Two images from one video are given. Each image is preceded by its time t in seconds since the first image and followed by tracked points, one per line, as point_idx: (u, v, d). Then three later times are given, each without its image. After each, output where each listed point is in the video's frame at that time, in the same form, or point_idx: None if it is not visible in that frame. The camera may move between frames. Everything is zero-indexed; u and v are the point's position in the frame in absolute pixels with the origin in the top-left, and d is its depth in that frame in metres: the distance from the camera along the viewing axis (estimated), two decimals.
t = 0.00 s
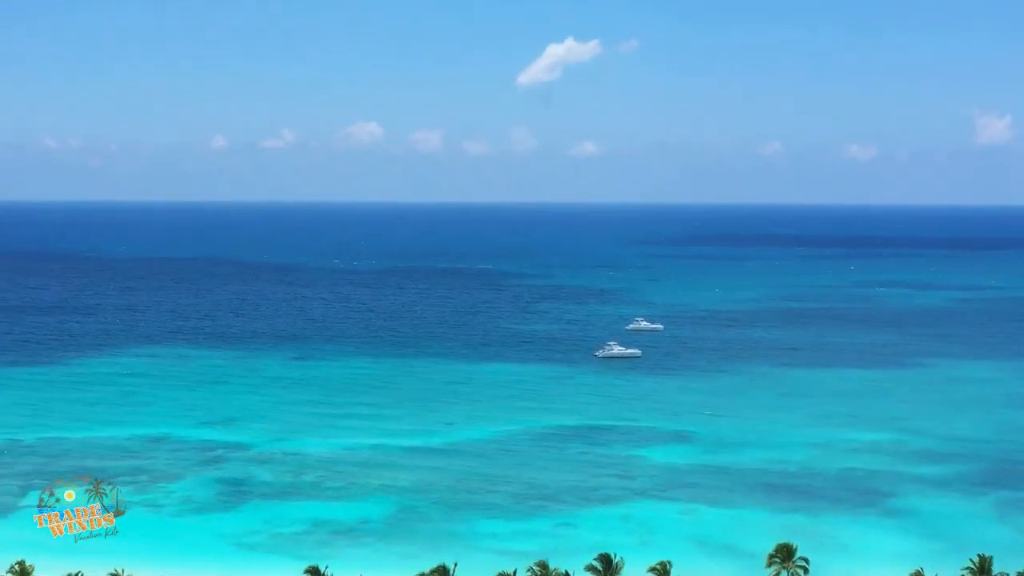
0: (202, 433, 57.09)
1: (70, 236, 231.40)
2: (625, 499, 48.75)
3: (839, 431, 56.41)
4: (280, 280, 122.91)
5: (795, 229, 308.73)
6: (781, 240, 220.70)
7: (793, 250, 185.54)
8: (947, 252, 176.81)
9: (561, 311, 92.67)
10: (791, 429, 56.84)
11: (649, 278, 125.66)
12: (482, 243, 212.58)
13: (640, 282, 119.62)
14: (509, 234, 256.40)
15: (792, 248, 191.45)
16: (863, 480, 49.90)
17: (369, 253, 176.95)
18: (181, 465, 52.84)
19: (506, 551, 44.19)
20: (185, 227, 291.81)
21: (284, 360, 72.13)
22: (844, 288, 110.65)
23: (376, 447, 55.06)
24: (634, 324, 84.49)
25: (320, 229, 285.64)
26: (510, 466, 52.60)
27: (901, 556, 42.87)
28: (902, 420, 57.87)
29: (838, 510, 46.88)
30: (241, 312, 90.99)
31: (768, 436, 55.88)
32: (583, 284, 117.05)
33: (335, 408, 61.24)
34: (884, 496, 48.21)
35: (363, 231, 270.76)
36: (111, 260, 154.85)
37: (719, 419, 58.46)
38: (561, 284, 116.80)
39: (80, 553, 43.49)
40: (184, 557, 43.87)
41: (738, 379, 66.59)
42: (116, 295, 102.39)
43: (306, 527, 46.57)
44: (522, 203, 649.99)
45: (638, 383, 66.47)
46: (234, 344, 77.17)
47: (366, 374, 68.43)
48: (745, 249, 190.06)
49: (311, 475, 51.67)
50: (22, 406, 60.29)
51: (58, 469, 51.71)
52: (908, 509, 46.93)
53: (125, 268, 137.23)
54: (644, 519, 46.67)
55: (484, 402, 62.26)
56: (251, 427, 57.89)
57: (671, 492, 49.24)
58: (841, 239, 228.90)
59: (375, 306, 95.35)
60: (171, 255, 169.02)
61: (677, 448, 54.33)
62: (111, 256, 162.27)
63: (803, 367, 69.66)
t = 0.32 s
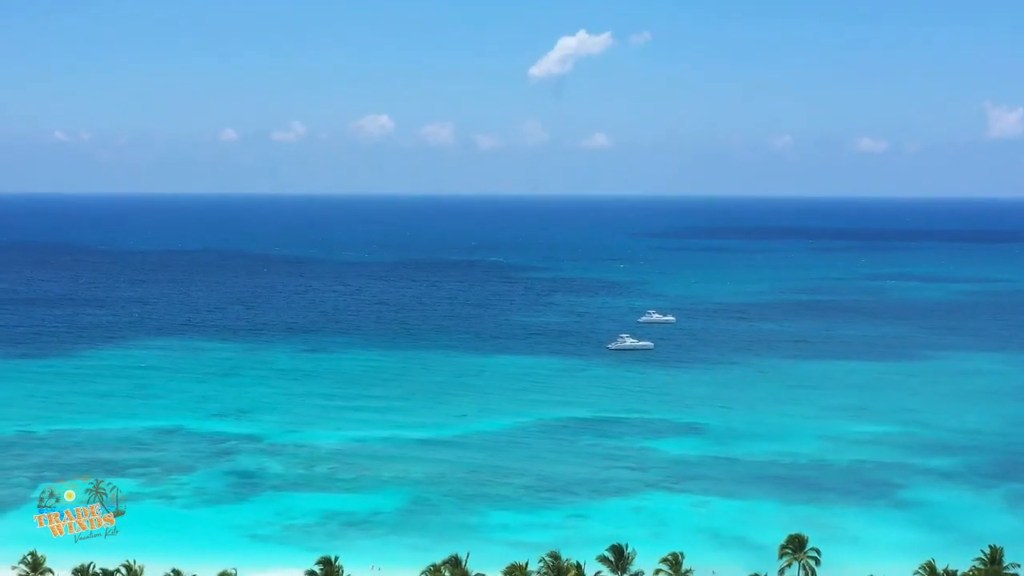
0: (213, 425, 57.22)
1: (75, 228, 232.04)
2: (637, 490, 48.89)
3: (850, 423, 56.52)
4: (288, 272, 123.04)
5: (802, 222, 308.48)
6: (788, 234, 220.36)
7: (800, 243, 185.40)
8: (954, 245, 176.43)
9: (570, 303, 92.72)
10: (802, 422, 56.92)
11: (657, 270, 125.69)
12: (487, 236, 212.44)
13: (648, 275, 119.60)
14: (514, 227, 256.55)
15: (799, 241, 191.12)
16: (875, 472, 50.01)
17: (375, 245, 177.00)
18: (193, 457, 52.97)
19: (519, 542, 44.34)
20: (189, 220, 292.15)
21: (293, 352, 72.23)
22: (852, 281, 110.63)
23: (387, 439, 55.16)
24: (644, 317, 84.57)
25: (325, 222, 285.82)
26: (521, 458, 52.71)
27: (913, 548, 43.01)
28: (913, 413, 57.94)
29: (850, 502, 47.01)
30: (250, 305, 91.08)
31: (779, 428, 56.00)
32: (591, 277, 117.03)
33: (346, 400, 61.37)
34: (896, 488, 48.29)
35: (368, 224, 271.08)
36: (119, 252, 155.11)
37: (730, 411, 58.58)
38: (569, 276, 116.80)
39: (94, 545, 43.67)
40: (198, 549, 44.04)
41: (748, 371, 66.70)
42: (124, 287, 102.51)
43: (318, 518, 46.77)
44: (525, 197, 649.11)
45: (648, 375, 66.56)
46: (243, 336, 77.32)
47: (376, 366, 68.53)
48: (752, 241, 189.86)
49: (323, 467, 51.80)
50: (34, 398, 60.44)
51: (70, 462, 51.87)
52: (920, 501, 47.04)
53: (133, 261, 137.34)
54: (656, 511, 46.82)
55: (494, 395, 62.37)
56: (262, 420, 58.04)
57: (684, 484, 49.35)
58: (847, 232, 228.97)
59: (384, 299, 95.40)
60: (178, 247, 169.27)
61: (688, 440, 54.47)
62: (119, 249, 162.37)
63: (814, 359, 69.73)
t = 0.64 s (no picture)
0: (225, 417, 57.35)
1: (84, 221, 232.42)
2: (648, 482, 48.99)
3: (860, 414, 56.64)
4: (296, 264, 123.06)
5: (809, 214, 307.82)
6: (795, 226, 220.29)
7: (807, 235, 185.26)
8: (962, 237, 176.22)
9: (579, 296, 92.83)
10: (813, 414, 57.01)
11: (666, 263, 125.73)
12: (494, 228, 212.51)
13: (657, 267, 119.71)
14: (521, 219, 256.50)
15: (806, 233, 191.03)
16: (885, 463, 50.12)
17: (384, 238, 177.13)
18: (205, 449, 53.12)
19: (530, 533, 44.48)
20: (199, 212, 292.31)
21: (304, 344, 72.34)
22: (861, 273, 110.61)
23: (399, 431, 55.29)
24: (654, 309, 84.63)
25: (334, 214, 285.58)
26: (532, 449, 52.85)
27: (925, 539, 43.14)
28: (923, 404, 58.02)
29: (861, 494, 47.10)
30: (260, 297, 91.22)
31: (790, 420, 56.05)
32: (600, 269, 117.14)
33: (357, 392, 61.44)
34: (906, 480, 48.41)
35: (375, 216, 271.12)
36: (128, 244, 155.21)
37: (741, 403, 58.67)
38: (578, 268, 116.86)
39: (107, 536, 43.84)
40: (211, 540, 44.22)
41: (758, 363, 66.79)
42: (134, 280, 102.72)
43: (330, 509, 46.90)
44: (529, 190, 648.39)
45: (658, 367, 66.68)
46: (253, 328, 77.39)
47: (386, 358, 68.61)
48: (760, 234, 189.70)
49: (336, 459, 51.93)
50: (46, 390, 60.63)
51: (82, 454, 51.99)
52: (931, 492, 47.12)
53: (142, 253, 137.62)
54: (667, 502, 46.96)
55: (505, 387, 62.47)
56: (273, 412, 58.15)
57: (695, 475, 49.45)
58: (855, 223, 228.56)
59: (393, 291, 95.49)
60: (186, 239, 169.55)
61: (699, 432, 54.57)
62: (128, 241, 162.70)
63: (823, 351, 69.78)
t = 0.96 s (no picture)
0: (236, 409, 57.45)
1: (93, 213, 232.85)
2: (660, 473, 49.10)
3: (871, 407, 56.72)
4: (303, 256, 123.02)
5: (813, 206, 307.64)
6: (802, 219, 219.99)
7: (815, 228, 185.26)
8: (971, 229, 176.04)
9: (588, 288, 92.88)
10: (823, 405, 57.12)
11: (674, 255, 125.76)
12: (501, 221, 212.47)
13: (665, 260, 119.71)
14: (528, 212, 256.51)
15: (814, 226, 191.04)
16: (897, 456, 50.19)
17: (391, 230, 177.46)
18: (217, 441, 53.23)
19: (542, 525, 44.61)
20: (207, 205, 292.45)
21: (314, 336, 72.42)
22: (871, 266, 110.59)
23: (411, 424, 55.37)
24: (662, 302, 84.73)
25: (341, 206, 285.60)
26: (544, 441, 52.96)
27: (937, 530, 43.24)
28: (934, 397, 58.06)
29: (872, 485, 47.20)
30: (269, 290, 91.30)
31: (800, 412, 56.17)
32: (609, 261, 117.22)
33: (367, 384, 61.52)
34: (917, 471, 48.50)
35: (383, 209, 270.88)
36: (135, 236, 155.38)
37: (752, 395, 58.76)
38: (586, 261, 116.91)
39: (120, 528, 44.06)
40: (224, 531, 44.36)
41: (767, 355, 66.86)
42: (143, 272, 102.90)
43: (342, 501, 47.02)
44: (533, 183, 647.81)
45: (668, 359, 66.79)
46: (262, 320, 77.54)
47: (397, 350, 68.64)
48: (767, 226, 189.72)
49: (348, 451, 52.02)
50: (57, 382, 60.80)
51: (94, 446, 52.11)
52: (942, 484, 47.23)
53: (150, 245, 137.87)
54: (678, 494, 47.09)
55: (515, 379, 62.55)
56: (285, 404, 58.26)
57: (707, 466, 49.54)
58: (861, 215, 228.10)
59: (403, 284, 95.56)
60: (194, 232, 169.84)
61: (711, 424, 54.67)
62: (137, 233, 163.10)
63: (833, 344, 69.83)
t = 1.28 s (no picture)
0: (248, 401, 57.59)
1: (101, 204, 233.01)
2: (672, 464, 49.26)
3: (883, 398, 56.83)
4: (310, 248, 123.11)
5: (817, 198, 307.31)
6: (809, 211, 219.75)
7: (822, 220, 184.99)
8: (979, 221, 175.66)
9: (597, 280, 92.91)
10: (834, 397, 57.23)
11: (682, 247, 125.77)
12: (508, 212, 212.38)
13: (673, 252, 119.75)
14: (535, 203, 256.04)
15: (821, 218, 190.68)
16: (908, 447, 50.32)
17: (398, 222, 177.40)
18: (229, 432, 53.38)
19: (554, 516, 44.80)
20: (216, 196, 292.69)
21: (324, 328, 72.55)
22: (880, 258, 110.54)
23: (423, 415, 55.50)
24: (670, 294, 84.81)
25: (349, 197, 285.61)
26: (556, 433, 53.12)
27: (947, 521, 43.40)
28: (944, 389, 58.16)
29: (883, 476, 47.34)
30: (279, 281, 91.42)
31: (811, 404, 56.29)
32: (618, 253, 117.25)
33: (378, 376, 61.62)
34: (928, 463, 48.63)
35: (388, 201, 270.81)
36: (142, 228, 155.67)
37: (763, 387, 58.87)
38: (595, 253, 116.97)
39: (131, 519, 44.38)
40: (235, 520, 44.59)
41: (777, 347, 66.95)
42: (152, 264, 103.08)
43: (353, 493, 47.18)
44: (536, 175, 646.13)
45: (677, 351, 66.89)
46: (271, 312, 77.63)
47: (407, 342, 68.74)
48: (774, 218, 189.36)
49: (360, 443, 52.15)
50: (69, 373, 60.98)
51: (106, 437, 52.24)
52: (952, 475, 47.34)
53: (158, 237, 138.04)
54: (689, 485, 47.27)
55: (526, 371, 62.66)
56: (297, 396, 58.40)
57: (718, 458, 49.69)
58: (867, 207, 227.85)
59: (412, 276, 95.59)
60: (203, 224, 170.07)
61: (723, 416, 54.76)
62: (145, 225, 163.43)
63: (842, 336, 69.94)
